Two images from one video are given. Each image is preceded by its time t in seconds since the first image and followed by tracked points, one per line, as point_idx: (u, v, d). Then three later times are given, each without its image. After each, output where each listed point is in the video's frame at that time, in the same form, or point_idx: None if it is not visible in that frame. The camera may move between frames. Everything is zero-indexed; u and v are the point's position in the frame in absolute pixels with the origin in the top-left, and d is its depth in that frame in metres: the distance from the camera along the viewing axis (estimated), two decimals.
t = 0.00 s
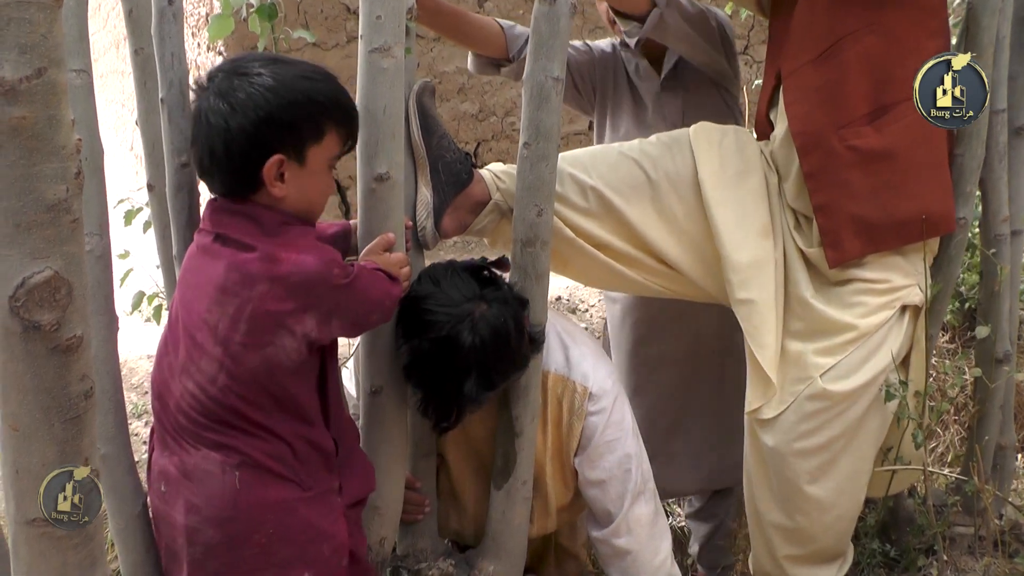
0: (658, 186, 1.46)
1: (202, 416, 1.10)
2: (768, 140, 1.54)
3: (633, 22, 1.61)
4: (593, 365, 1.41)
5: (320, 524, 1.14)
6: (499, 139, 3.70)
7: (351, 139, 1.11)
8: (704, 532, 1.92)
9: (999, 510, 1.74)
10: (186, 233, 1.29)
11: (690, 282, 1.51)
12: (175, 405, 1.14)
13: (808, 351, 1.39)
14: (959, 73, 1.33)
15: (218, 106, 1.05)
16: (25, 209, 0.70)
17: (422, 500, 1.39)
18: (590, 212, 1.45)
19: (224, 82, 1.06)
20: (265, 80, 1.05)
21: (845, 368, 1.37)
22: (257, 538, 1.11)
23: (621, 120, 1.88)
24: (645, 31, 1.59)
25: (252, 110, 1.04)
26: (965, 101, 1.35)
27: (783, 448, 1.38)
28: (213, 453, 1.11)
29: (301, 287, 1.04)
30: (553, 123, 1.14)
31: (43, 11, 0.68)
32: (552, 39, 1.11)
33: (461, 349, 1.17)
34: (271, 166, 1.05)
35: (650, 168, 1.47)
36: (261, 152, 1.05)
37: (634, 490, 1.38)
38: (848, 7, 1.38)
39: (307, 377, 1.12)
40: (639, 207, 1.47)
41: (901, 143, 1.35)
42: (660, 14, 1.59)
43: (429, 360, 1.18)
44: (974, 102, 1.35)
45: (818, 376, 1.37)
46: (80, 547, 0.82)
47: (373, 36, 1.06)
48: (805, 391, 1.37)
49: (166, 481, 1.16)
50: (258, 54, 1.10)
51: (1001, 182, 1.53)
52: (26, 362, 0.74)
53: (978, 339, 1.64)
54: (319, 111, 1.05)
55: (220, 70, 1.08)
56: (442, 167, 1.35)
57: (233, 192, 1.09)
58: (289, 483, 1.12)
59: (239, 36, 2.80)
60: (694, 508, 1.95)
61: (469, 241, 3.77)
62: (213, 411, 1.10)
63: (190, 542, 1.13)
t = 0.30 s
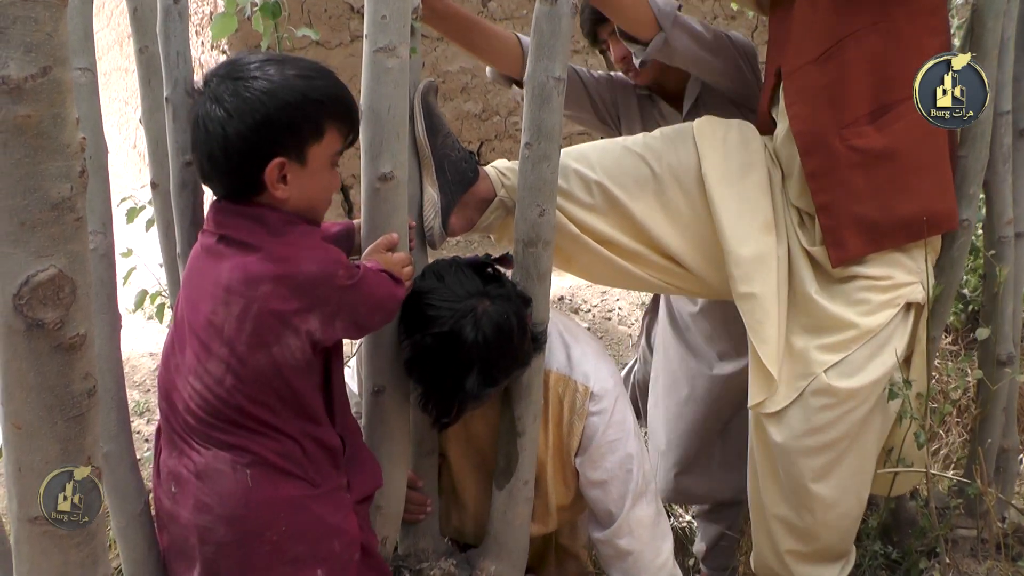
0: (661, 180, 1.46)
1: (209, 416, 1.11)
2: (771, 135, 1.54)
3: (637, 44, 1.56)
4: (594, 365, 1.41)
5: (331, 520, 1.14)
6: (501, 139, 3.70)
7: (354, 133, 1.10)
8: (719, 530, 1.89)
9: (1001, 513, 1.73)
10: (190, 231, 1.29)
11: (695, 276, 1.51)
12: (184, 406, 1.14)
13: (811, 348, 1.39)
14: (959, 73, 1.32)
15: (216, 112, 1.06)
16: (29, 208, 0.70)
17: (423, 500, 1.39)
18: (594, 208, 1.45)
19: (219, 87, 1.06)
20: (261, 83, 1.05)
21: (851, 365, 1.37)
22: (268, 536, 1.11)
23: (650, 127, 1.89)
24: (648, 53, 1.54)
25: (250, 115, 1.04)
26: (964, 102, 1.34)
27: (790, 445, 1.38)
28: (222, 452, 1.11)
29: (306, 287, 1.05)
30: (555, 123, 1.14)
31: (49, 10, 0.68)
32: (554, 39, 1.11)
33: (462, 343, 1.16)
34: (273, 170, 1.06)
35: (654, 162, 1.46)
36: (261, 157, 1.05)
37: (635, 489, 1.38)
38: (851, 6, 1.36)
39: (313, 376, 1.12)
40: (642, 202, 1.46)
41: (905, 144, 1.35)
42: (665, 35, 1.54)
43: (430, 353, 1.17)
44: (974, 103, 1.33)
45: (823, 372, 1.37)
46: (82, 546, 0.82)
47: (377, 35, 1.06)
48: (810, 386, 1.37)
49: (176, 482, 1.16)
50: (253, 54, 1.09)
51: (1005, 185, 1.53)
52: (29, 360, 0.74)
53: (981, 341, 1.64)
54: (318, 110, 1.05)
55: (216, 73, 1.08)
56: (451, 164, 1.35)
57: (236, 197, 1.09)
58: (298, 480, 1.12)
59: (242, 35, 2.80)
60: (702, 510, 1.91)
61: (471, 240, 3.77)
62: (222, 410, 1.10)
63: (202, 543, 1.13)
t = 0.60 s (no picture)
0: (666, 177, 1.45)
1: (205, 424, 1.11)
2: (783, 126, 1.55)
3: (639, 82, 1.49)
4: (596, 369, 1.41)
5: (322, 530, 1.14)
6: (503, 141, 3.69)
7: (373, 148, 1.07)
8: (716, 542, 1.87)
9: (1004, 519, 1.73)
10: (191, 235, 1.29)
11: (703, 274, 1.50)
12: (179, 412, 1.14)
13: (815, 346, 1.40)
14: (959, 73, 1.33)
15: (230, 130, 1.05)
16: (30, 213, 0.70)
17: (425, 505, 1.39)
18: (598, 208, 1.46)
19: (234, 105, 1.05)
20: (276, 102, 1.03)
21: (859, 364, 1.37)
22: (260, 545, 1.11)
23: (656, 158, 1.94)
24: (653, 92, 1.48)
25: (264, 134, 1.03)
26: (964, 101, 1.33)
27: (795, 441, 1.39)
28: (216, 460, 1.11)
29: (308, 300, 1.04)
30: (557, 128, 1.14)
31: (50, 15, 0.68)
32: (555, 43, 1.11)
33: (462, 346, 1.16)
34: (285, 190, 1.05)
35: (658, 160, 1.46)
36: (275, 176, 1.05)
37: (636, 494, 1.38)
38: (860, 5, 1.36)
39: (312, 388, 1.12)
40: (647, 199, 1.46)
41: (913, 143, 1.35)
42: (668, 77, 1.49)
43: (430, 355, 1.17)
44: (974, 103, 1.34)
45: (830, 369, 1.37)
46: (82, 551, 0.82)
47: (379, 40, 1.06)
48: (816, 384, 1.37)
49: (170, 488, 1.16)
50: (270, 67, 1.07)
51: (1007, 191, 1.53)
52: (28, 366, 0.74)
53: (983, 347, 1.63)
54: (333, 129, 1.03)
55: (233, 88, 1.07)
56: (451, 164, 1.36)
57: (247, 209, 1.10)
58: (292, 490, 1.12)
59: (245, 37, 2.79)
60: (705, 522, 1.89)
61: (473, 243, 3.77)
62: (216, 418, 1.10)
63: (193, 550, 1.13)
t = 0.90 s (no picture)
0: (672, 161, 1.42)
1: (207, 433, 1.11)
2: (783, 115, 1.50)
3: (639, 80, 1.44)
4: (599, 377, 1.40)
5: (323, 540, 1.14)
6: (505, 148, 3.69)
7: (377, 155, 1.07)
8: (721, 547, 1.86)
9: (1008, 528, 1.72)
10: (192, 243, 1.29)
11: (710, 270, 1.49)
12: (181, 421, 1.14)
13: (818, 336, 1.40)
14: (960, 73, 1.34)
15: (236, 141, 1.05)
16: (32, 222, 0.70)
17: (427, 515, 1.38)
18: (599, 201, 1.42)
19: (241, 116, 1.05)
20: (283, 111, 1.03)
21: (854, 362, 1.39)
22: (260, 554, 1.11)
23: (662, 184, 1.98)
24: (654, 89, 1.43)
25: (270, 144, 1.03)
26: (965, 101, 1.34)
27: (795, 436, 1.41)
28: (218, 469, 1.11)
29: (313, 309, 1.04)
30: (558, 136, 1.14)
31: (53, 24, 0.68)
32: (555, 51, 1.11)
33: (462, 348, 1.17)
34: (293, 200, 1.05)
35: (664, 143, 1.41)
36: (281, 187, 1.05)
37: (639, 503, 1.38)
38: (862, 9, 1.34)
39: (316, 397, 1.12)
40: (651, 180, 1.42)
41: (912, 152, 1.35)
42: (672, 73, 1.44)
43: (431, 357, 1.17)
44: (974, 103, 1.35)
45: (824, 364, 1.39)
46: (82, 560, 0.82)
47: (382, 48, 1.05)
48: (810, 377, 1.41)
49: (171, 496, 1.16)
50: (276, 76, 1.07)
51: (1009, 199, 1.52)
52: (30, 375, 0.73)
53: (986, 355, 1.63)
54: (339, 138, 1.03)
55: (239, 99, 1.06)
56: (452, 174, 1.35)
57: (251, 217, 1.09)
58: (293, 499, 1.12)
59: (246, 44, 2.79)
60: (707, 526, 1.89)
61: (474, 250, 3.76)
62: (218, 427, 1.10)
63: (192, 559, 1.13)
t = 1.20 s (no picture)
0: (669, 178, 1.44)
1: (206, 444, 1.11)
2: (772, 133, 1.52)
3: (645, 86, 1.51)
4: (601, 385, 1.40)
5: (323, 551, 1.14)
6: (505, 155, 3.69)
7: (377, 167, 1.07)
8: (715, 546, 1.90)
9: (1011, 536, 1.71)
10: (193, 253, 1.29)
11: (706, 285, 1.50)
12: (180, 432, 1.14)
13: (815, 355, 1.39)
14: (959, 73, 1.29)
15: (237, 154, 1.05)
16: (32, 234, 0.70)
17: (427, 523, 1.38)
18: (599, 214, 1.45)
19: (241, 129, 1.05)
20: (284, 124, 1.03)
21: (855, 374, 1.38)
22: (259, 565, 1.11)
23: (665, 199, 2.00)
24: (666, 91, 1.50)
25: (271, 157, 1.03)
26: (964, 102, 1.30)
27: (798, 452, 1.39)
28: (217, 479, 1.11)
29: (313, 324, 1.05)
30: (562, 145, 1.14)
31: (53, 37, 0.68)
32: (559, 60, 1.11)
33: (462, 347, 1.19)
34: (295, 212, 1.05)
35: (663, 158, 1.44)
36: (282, 200, 1.05)
37: (640, 511, 1.37)
38: (847, 28, 1.35)
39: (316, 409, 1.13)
40: (649, 198, 1.46)
41: (906, 162, 1.35)
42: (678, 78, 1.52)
43: (433, 358, 1.19)
44: (974, 103, 1.30)
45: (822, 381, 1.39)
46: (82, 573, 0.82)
47: (382, 57, 1.05)
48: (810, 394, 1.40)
49: (169, 506, 1.16)
50: (276, 88, 1.07)
51: (1010, 207, 1.52)
52: (29, 388, 0.73)
53: (987, 363, 1.62)
54: (340, 149, 1.03)
55: (239, 111, 1.06)
56: (455, 182, 1.36)
57: (252, 230, 1.09)
58: (292, 510, 1.12)
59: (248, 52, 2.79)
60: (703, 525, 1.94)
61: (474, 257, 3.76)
62: (217, 438, 1.10)
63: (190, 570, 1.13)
